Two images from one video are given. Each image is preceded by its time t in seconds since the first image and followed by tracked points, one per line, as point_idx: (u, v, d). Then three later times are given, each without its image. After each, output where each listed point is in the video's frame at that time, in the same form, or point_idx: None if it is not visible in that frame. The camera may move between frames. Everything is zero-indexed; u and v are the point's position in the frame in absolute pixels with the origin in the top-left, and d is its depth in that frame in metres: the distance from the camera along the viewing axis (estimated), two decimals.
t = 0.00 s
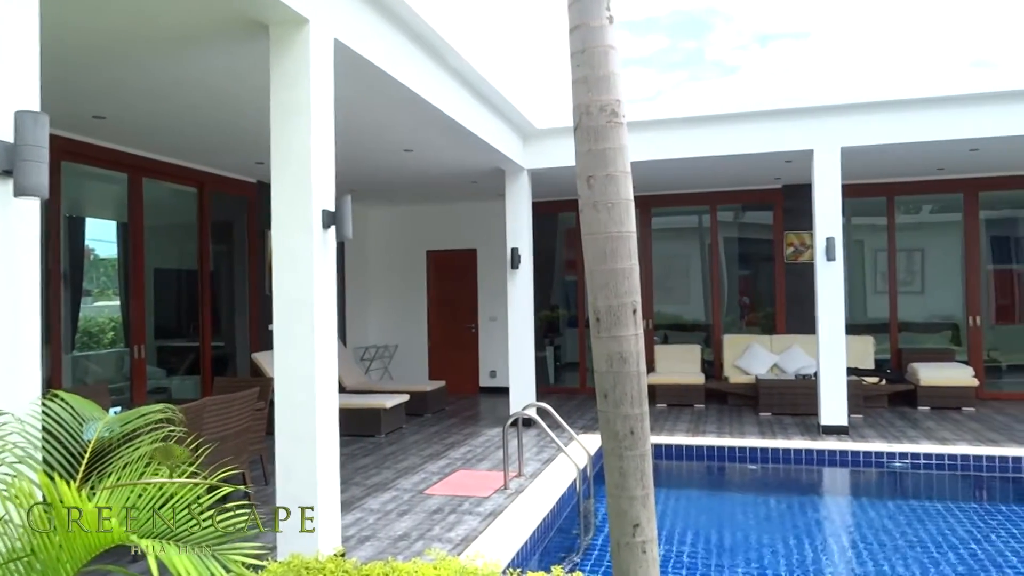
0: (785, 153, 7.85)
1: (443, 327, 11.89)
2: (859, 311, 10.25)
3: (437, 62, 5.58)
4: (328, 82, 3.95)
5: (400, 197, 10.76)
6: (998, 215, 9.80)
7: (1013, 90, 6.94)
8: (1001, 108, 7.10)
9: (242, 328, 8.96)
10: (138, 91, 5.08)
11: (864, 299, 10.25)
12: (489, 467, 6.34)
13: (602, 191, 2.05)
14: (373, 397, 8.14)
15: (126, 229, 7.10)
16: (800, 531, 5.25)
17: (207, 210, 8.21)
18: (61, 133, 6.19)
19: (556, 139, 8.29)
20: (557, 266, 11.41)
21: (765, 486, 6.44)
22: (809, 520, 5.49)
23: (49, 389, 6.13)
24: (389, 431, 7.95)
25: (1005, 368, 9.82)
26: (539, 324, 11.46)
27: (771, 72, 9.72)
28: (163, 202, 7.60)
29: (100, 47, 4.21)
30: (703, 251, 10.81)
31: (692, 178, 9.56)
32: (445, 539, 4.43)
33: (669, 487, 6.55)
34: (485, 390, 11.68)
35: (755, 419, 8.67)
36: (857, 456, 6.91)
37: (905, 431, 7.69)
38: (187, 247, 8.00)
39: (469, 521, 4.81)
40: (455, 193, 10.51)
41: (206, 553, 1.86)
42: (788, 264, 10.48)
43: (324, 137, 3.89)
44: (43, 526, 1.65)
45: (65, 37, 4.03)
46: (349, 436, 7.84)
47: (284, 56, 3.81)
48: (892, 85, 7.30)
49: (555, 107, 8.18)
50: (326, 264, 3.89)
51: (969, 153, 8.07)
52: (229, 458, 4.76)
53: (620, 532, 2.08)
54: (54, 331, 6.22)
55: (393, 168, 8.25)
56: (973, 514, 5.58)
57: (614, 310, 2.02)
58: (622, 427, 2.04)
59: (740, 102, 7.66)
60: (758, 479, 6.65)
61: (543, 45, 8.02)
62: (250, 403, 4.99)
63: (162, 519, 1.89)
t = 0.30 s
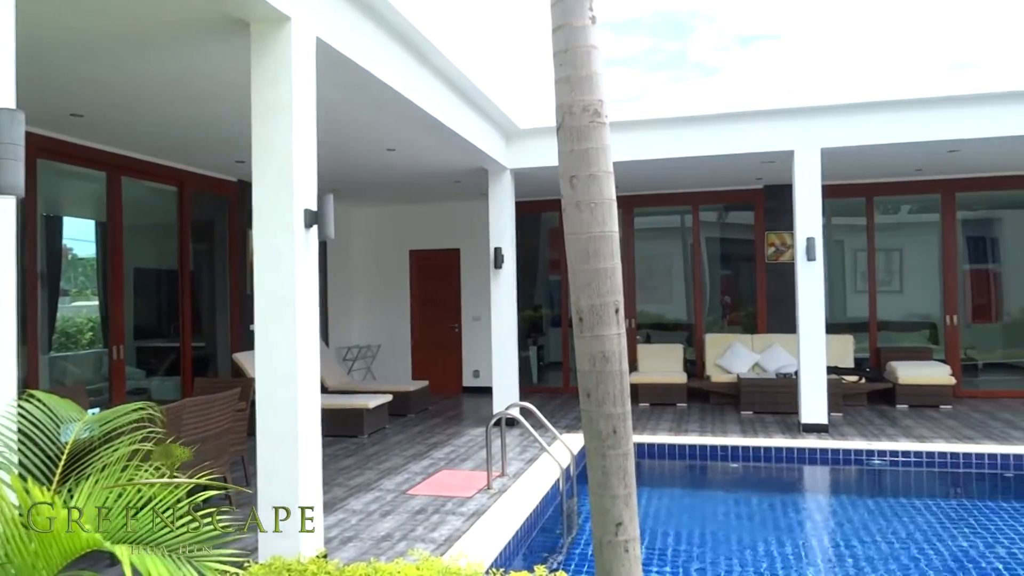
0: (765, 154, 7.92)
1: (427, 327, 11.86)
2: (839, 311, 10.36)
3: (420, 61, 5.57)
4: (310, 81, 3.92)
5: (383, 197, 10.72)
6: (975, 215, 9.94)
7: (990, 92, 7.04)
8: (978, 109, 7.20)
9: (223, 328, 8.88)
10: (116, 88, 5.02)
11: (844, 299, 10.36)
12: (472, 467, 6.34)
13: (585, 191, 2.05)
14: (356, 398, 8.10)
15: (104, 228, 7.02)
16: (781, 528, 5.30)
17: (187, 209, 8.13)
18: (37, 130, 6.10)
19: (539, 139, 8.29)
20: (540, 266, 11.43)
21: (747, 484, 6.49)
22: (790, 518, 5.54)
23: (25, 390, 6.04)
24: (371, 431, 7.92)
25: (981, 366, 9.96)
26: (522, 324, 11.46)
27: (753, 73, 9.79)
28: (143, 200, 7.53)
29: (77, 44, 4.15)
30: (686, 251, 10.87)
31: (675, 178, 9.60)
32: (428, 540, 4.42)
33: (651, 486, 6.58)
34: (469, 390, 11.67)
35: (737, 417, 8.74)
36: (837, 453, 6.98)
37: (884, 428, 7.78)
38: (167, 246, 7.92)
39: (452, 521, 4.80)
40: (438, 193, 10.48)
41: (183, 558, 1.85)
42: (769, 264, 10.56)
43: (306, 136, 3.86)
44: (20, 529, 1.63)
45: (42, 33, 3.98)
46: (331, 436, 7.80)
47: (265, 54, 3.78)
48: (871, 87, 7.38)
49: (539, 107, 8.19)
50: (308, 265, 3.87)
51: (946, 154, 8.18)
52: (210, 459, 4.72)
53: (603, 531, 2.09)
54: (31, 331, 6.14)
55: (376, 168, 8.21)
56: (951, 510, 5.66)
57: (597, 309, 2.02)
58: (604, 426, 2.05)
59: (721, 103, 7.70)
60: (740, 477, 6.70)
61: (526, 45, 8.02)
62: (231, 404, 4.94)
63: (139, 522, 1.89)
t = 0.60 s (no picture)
0: (745, 155, 7.98)
1: (408, 326, 11.83)
2: (818, 310, 10.47)
3: (402, 60, 5.54)
4: (291, 78, 3.89)
5: (365, 196, 10.68)
6: (951, 216, 10.08)
7: (966, 94, 7.15)
8: (954, 111, 7.31)
9: (202, 328, 8.80)
10: (92, 86, 4.95)
11: (823, 299, 10.47)
12: (455, 467, 6.33)
13: (568, 191, 2.05)
14: (337, 398, 8.06)
15: (81, 227, 6.93)
16: (761, 527, 5.33)
17: (166, 207, 8.05)
18: (11, 128, 6.01)
19: (522, 139, 8.29)
20: (522, 265, 11.44)
21: (727, 482, 6.54)
22: (770, 516, 5.58)
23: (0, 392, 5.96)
24: (353, 432, 7.88)
25: (957, 365, 10.10)
26: (504, 323, 11.47)
27: (734, 74, 9.85)
28: (120, 199, 7.43)
29: (53, 41, 4.10)
30: (667, 251, 10.92)
31: (657, 178, 9.64)
32: (410, 540, 4.41)
33: (633, 484, 6.61)
34: (451, 390, 11.64)
35: (718, 416, 8.80)
36: (816, 451, 7.04)
37: (862, 426, 7.87)
38: (145, 245, 7.83)
39: (434, 521, 4.79)
40: (420, 192, 10.45)
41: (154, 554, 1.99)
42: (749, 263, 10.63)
43: (287, 134, 3.84)
44: None
45: (17, 29, 3.92)
46: (313, 437, 7.76)
47: (245, 51, 3.75)
48: (849, 89, 7.46)
49: (521, 107, 8.19)
50: (288, 264, 3.84)
51: (923, 155, 8.28)
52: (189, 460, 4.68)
53: (585, 530, 2.09)
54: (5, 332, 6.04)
55: (357, 167, 8.18)
56: (927, 507, 5.73)
57: (579, 309, 2.02)
58: (586, 426, 2.05)
59: (702, 104, 7.75)
60: (721, 475, 6.75)
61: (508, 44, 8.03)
62: (211, 404, 4.89)
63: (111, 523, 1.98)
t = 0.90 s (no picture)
0: (725, 155, 8.04)
1: (389, 326, 11.78)
2: (796, 309, 10.57)
3: (382, 58, 5.52)
4: (270, 77, 3.86)
5: (345, 195, 10.62)
6: (926, 216, 10.22)
7: (941, 96, 7.26)
8: (929, 113, 7.41)
9: (180, 328, 8.71)
10: (65, 83, 4.88)
11: (801, 298, 10.58)
12: (435, 467, 6.31)
13: (548, 190, 2.05)
14: (317, 398, 8.01)
15: (55, 226, 6.82)
16: (740, 524, 5.37)
17: (142, 206, 7.96)
18: None
19: (502, 139, 8.29)
20: (503, 264, 11.44)
21: (707, 480, 6.58)
22: (749, 513, 5.63)
23: None
24: (333, 432, 7.83)
25: (932, 363, 10.25)
26: (485, 323, 11.46)
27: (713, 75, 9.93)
28: (95, 197, 7.33)
29: (26, 37, 4.03)
30: (647, 250, 10.97)
31: (637, 178, 9.69)
32: (391, 541, 4.39)
33: (613, 483, 6.63)
34: (432, 390, 11.62)
35: (698, 415, 8.85)
36: (794, 449, 7.11)
37: (839, 424, 7.96)
38: (121, 244, 7.73)
39: (415, 521, 4.78)
40: (400, 192, 10.42)
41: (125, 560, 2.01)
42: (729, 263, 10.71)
43: (266, 133, 3.80)
44: None
45: None
46: (292, 438, 7.70)
47: (223, 49, 3.71)
48: (827, 90, 7.54)
49: (502, 107, 8.20)
50: (268, 264, 3.81)
51: (899, 156, 8.39)
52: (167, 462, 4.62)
53: (565, 529, 2.10)
54: None
55: (337, 166, 8.14)
56: (903, 504, 5.81)
57: (559, 309, 2.03)
58: (567, 425, 2.06)
59: (681, 104, 7.80)
60: (700, 474, 6.79)
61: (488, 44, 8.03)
62: (189, 406, 4.84)
63: (94, 521, 2.02)
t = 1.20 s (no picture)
0: (702, 156, 8.10)
1: (367, 326, 11.73)
2: (773, 309, 10.68)
3: (361, 57, 5.49)
4: (247, 74, 3.83)
5: (323, 194, 10.55)
6: (900, 217, 10.37)
7: (914, 99, 7.37)
8: (903, 116, 7.51)
9: (155, 329, 8.60)
10: (36, 79, 4.79)
11: (777, 298, 10.69)
12: (414, 467, 6.29)
13: (527, 190, 2.05)
14: (294, 398, 7.95)
15: (26, 225, 6.70)
16: (718, 523, 5.40)
17: (116, 205, 7.85)
18: None
19: (481, 138, 8.29)
20: (482, 264, 11.44)
21: (685, 478, 6.62)
22: (726, 511, 5.67)
23: None
24: (311, 433, 7.78)
25: (905, 362, 10.40)
26: (464, 323, 11.44)
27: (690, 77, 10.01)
28: (67, 195, 7.22)
29: None
30: (626, 250, 11.02)
31: (616, 178, 9.73)
32: (369, 542, 4.37)
33: (592, 482, 6.64)
34: (411, 390, 11.58)
35: (675, 414, 8.91)
36: (770, 447, 7.19)
37: (815, 423, 8.05)
38: (93, 243, 7.61)
39: (394, 522, 4.76)
40: (378, 191, 10.37)
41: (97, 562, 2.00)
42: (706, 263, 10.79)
43: (243, 131, 3.77)
44: None
45: None
46: (269, 439, 7.64)
47: (198, 46, 3.67)
48: (803, 92, 7.62)
49: (481, 107, 8.19)
50: (244, 263, 3.77)
51: (873, 157, 8.50)
52: (141, 464, 4.56)
53: (544, 529, 2.10)
54: None
55: (315, 165, 8.08)
56: (877, 501, 5.88)
57: (538, 308, 2.03)
58: (545, 424, 2.06)
59: (659, 105, 7.84)
60: (678, 472, 6.83)
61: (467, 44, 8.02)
62: (164, 406, 4.78)
63: (65, 522, 2.02)
